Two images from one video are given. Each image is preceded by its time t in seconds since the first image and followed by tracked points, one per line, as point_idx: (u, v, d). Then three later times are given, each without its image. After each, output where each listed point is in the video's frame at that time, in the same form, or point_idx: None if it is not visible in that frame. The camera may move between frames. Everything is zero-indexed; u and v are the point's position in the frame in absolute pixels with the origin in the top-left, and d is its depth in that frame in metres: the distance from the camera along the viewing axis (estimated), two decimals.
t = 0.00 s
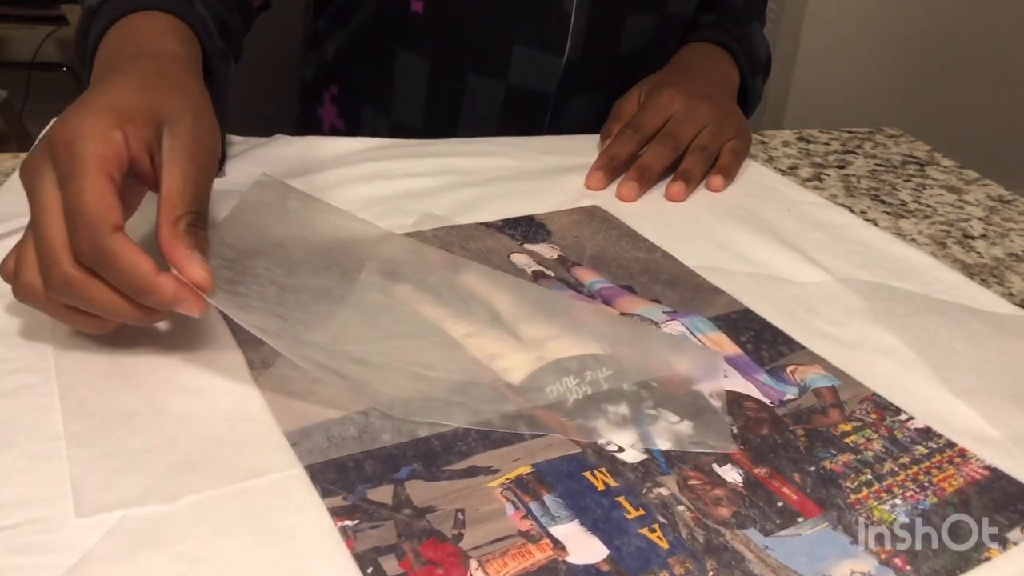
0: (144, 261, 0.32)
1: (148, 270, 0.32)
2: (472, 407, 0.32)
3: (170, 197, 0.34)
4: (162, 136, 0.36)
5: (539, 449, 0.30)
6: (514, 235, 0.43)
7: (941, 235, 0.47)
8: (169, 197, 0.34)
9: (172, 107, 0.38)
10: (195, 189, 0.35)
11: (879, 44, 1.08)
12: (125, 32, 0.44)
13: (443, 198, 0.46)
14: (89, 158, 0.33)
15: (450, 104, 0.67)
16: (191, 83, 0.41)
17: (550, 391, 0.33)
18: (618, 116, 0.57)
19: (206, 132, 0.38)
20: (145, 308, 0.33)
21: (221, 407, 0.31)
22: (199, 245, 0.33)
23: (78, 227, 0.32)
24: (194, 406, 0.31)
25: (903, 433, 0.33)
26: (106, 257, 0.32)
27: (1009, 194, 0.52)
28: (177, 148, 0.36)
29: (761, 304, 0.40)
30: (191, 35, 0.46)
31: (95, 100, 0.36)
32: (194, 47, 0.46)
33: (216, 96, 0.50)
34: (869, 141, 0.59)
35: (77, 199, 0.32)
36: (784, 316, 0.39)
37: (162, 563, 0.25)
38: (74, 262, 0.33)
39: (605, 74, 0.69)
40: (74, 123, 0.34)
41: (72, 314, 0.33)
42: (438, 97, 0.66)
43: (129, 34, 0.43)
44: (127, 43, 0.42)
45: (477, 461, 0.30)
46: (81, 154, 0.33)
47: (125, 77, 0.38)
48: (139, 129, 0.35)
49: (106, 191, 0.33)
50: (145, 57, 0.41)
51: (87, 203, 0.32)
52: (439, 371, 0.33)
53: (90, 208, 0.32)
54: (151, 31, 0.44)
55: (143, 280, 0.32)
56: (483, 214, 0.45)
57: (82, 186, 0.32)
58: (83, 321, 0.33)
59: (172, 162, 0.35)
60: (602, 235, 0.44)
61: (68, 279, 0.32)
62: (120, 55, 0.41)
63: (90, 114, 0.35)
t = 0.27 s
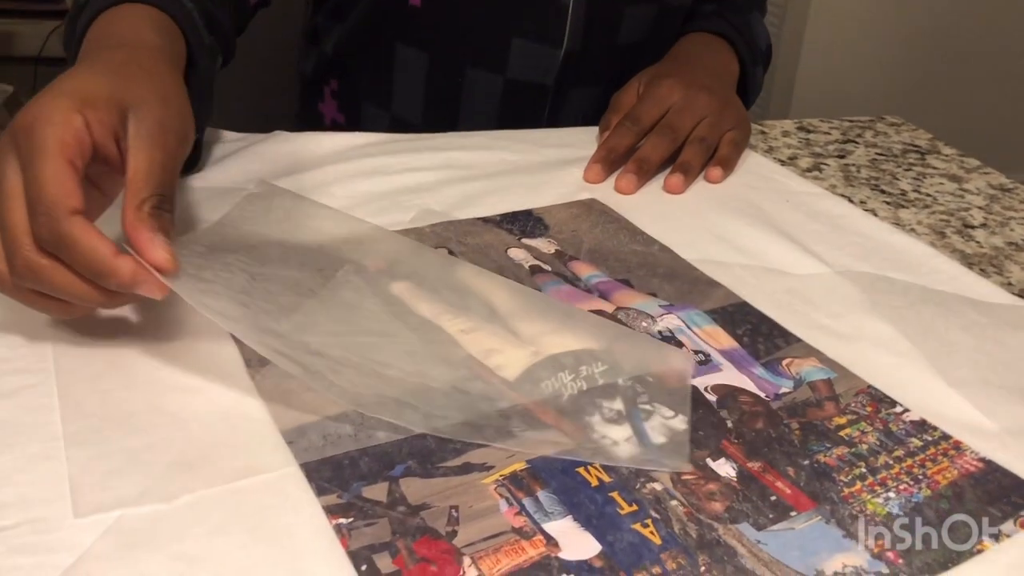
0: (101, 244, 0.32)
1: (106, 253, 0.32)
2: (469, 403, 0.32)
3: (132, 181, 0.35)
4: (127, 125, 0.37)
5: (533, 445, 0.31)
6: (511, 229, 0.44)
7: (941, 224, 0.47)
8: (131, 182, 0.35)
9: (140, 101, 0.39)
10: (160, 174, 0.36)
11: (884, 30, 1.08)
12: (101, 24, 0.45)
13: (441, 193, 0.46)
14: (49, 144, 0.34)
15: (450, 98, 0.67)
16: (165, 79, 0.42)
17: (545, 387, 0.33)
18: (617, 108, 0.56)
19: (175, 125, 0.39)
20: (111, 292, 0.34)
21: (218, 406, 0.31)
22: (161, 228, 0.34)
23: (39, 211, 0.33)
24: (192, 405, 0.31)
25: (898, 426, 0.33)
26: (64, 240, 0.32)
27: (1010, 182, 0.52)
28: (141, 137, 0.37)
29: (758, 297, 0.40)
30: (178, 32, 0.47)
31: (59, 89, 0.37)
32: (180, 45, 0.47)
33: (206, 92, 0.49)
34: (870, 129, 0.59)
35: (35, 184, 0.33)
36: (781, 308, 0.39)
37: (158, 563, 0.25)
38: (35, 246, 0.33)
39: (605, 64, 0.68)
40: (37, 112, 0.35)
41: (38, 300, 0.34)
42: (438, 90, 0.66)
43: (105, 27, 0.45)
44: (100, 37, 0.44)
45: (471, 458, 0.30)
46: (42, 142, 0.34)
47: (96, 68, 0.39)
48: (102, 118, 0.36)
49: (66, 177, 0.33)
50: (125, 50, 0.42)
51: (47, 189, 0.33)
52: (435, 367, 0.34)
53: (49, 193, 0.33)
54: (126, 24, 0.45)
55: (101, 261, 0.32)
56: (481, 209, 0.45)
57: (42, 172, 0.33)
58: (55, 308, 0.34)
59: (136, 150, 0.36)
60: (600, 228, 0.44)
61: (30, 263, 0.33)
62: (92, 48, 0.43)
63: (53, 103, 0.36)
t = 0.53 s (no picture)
0: (69, 221, 0.32)
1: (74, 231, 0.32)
2: (475, 391, 0.32)
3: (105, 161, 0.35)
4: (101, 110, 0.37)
5: (539, 433, 0.31)
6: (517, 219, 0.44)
7: (947, 213, 0.47)
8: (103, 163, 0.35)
9: (117, 83, 0.39)
10: (134, 154, 0.36)
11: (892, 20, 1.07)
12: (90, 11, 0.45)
13: (448, 183, 0.47)
14: (20, 124, 0.34)
15: (456, 88, 0.67)
16: (145, 62, 0.42)
17: (551, 375, 0.33)
18: (623, 97, 0.56)
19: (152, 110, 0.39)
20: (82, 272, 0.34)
21: (227, 394, 0.32)
22: (132, 204, 0.34)
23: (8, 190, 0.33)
24: (201, 394, 0.32)
25: (902, 414, 0.33)
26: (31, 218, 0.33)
27: (1017, 170, 0.52)
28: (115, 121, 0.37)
29: (764, 285, 0.40)
30: (169, 17, 0.47)
31: (35, 70, 0.37)
32: (170, 33, 0.47)
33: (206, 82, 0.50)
34: (876, 118, 0.59)
35: (4, 163, 0.33)
36: (786, 297, 0.39)
37: (169, 548, 0.26)
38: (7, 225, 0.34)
39: (610, 54, 0.68)
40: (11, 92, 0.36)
41: (14, 280, 0.35)
42: (444, 81, 0.66)
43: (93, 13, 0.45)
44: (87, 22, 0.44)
45: (478, 444, 0.30)
46: (12, 121, 0.34)
47: (73, 51, 0.40)
48: (76, 101, 0.37)
49: (35, 156, 0.34)
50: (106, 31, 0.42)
51: (16, 167, 0.33)
52: (442, 355, 0.34)
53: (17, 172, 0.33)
54: (113, 9, 0.45)
55: (68, 239, 0.32)
56: (487, 199, 0.45)
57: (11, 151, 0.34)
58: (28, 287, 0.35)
59: (111, 131, 0.36)
60: (606, 217, 0.44)
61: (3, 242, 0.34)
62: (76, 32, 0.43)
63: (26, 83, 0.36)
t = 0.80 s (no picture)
0: (47, 197, 0.33)
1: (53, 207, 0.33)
2: (491, 377, 0.32)
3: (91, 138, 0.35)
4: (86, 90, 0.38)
5: (555, 419, 0.31)
6: (531, 207, 0.44)
7: (963, 202, 0.47)
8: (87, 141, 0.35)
9: (105, 62, 0.39)
10: (121, 131, 0.36)
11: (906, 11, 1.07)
12: None
13: (461, 170, 0.47)
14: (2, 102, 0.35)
15: (468, 77, 0.67)
16: (136, 42, 0.42)
17: (567, 362, 0.33)
18: (636, 85, 0.56)
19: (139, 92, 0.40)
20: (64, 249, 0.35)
21: (243, 380, 0.32)
22: (118, 181, 0.34)
23: None
24: (217, 380, 0.32)
25: (920, 402, 0.33)
26: (11, 194, 0.33)
27: None
28: (101, 101, 0.37)
29: (780, 274, 0.40)
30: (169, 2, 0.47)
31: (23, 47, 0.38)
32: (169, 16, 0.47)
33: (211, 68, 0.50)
34: (891, 107, 0.59)
35: None
36: (802, 285, 0.39)
37: (187, 531, 0.26)
38: None
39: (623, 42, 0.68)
40: None
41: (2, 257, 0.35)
42: (457, 70, 0.66)
43: None
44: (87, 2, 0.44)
45: (495, 430, 0.30)
46: None
47: (65, 29, 0.40)
48: (61, 79, 0.37)
49: (17, 134, 0.35)
50: (96, 13, 0.43)
51: None
52: (458, 342, 0.34)
53: None
54: None
55: (46, 215, 0.33)
56: (501, 187, 0.45)
57: None
58: (20, 269, 0.35)
59: (98, 108, 0.37)
60: (620, 205, 0.44)
61: None
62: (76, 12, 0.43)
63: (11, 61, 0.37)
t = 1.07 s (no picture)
0: (15, 189, 0.34)
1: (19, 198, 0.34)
2: (495, 372, 0.32)
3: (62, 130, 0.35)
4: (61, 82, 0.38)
5: (559, 414, 0.31)
6: (536, 201, 0.44)
7: (969, 198, 0.47)
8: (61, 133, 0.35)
9: (81, 55, 0.40)
10: (93, 122, 0.36)
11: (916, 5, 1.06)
12: None
13: (466, 165, 0.46)
14: None
15: (474, 71, 0.67)
16: (116, 35, 0.42)
17: (570, 357, 0.33)
18: (642, 80, 0.56)
19: (116, 87, 0.40)
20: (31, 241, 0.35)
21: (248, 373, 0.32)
22: (86, 172, 0.34)
23: None
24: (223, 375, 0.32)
25: (924, 398, 0.33)
26: None
27: None
28: (75, 93, 0.37)
29: (785, 269, 0.40)
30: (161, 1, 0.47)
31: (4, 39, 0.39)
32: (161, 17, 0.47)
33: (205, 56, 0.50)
34: (899, 102, 0.58)
35: None
36: (807, 281, 0.39)
37: (190, 525, 0.26)
38: None
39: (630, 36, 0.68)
40: None
41: None
42: (463, 64, 0.66)
43: None
44: None
45: (498, 425, 0.30)
46: None
47: (52, 25, 0.41)
48: (34, 70, 0.38)
49: None
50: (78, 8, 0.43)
51: None
52: (462, 337, 0.34)
53: None
54: None
55: (13, 207, 0.33)
56: (505, 181, 0.45)
57: None
58: None
59: (70, 100, 0.37)
60: (625, 200, 0.44)
61: None
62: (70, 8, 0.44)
63: None
